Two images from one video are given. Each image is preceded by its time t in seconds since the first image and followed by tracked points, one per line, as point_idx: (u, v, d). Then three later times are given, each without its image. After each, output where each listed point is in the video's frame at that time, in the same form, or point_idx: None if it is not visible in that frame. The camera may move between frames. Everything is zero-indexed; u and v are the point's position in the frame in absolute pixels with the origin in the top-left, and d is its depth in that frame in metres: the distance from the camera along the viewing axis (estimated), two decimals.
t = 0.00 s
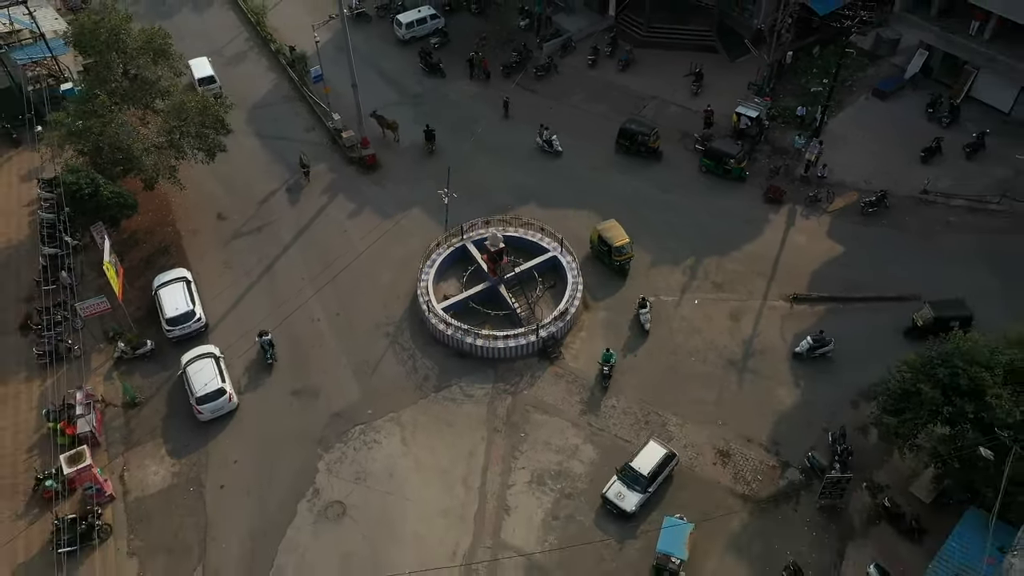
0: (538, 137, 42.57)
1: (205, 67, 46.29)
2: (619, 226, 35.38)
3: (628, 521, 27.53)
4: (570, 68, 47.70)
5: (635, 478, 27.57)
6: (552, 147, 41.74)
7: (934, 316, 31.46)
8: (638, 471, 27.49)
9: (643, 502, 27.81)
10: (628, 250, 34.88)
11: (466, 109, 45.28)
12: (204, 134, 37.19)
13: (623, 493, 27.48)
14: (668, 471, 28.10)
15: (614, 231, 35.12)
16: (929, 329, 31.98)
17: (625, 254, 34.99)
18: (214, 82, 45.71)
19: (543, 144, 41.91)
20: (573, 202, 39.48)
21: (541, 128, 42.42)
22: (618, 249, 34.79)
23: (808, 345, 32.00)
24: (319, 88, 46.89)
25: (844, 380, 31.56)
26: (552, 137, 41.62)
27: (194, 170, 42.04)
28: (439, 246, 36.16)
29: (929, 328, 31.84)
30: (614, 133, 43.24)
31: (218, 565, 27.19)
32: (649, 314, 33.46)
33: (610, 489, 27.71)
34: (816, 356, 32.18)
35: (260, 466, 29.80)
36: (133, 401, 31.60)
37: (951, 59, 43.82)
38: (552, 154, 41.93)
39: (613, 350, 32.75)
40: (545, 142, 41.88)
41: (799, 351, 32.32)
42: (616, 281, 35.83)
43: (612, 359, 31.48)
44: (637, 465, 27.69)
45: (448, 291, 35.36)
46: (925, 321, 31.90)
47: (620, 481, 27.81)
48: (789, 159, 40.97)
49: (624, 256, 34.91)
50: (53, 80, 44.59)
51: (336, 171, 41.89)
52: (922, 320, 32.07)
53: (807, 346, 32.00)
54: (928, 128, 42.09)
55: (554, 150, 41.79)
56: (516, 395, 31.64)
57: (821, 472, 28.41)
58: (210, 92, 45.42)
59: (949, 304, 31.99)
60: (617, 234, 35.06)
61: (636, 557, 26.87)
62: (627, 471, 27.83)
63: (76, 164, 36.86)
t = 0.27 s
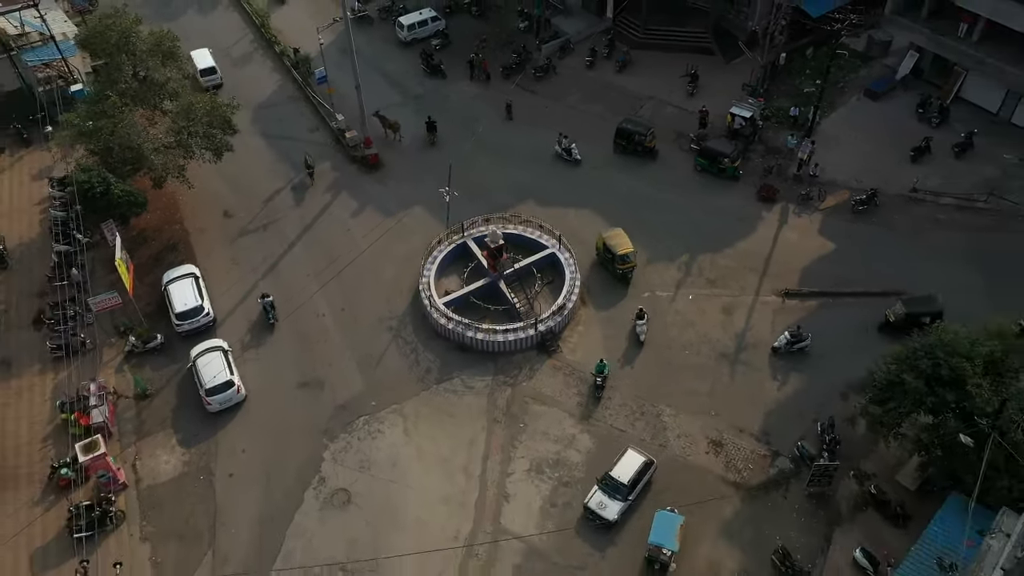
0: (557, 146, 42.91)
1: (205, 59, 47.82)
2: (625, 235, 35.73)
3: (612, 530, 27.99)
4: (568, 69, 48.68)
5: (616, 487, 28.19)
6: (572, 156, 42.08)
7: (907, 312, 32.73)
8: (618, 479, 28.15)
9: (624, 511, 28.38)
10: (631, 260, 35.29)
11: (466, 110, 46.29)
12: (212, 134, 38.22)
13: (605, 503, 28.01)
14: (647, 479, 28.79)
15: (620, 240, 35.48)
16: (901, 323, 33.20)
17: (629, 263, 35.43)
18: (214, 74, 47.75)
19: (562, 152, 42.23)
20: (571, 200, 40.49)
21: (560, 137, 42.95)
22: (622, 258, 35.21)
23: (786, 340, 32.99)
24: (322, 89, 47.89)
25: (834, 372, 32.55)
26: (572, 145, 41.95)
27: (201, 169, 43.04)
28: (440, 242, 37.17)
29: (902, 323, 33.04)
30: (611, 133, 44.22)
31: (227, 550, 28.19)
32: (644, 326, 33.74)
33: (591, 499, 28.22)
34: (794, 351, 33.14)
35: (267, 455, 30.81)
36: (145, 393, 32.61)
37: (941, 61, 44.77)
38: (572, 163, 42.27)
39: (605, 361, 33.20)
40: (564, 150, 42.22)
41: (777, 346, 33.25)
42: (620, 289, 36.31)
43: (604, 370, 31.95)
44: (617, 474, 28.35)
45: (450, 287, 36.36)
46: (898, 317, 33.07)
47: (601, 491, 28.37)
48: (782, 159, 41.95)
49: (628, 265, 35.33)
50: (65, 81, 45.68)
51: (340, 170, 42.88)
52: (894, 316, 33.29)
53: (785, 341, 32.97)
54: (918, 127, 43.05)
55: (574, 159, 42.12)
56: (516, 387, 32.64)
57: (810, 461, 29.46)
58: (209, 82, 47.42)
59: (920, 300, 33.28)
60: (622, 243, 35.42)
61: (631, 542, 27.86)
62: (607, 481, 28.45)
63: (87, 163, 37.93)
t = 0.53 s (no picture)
0: (579, 154, 43.69)
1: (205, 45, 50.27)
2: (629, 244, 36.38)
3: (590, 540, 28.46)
4: (566, 70, 49.94)
5: (594, 499, 28.65)
6: (594, 164, 42.82)
7: (874, 306, 33.95)
8: (597, 491, 28.61)
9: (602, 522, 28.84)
10: (632, 269, 35.92)
11: (467, 110, 47.56)
12: (221, 133, 39.45)
13: (583, 514, 28.40)
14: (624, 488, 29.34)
15: (623, 249, 36.18)
16: (869, 317, 34.42)
17: (630, 272, 36.05)
18: (216, 63, 49.86)
19: (585, 160, 42.95)
20: (569, 197, 41.77)
21: (582, 145, 43.67)
22: (623, 266, 35.85)
23: (761, 333, 34.25)
24: (327, 90, 49.17)
25: (821, 363, 33.82)
26: (595, 153, 42.68)
27: (209, 167, 44.31)
28: (442, 238, 38.45)
29: (869, 317, 34.27)
30: (608, 132, 45.49)
31: (238, 530, 29.43)
32: (638, 339, 34.08)
33: (570, 511, 28.56)
34: (768, 344, 34.37)
35: (276, 442, 32.08)
36: (157, 382, 33.87)
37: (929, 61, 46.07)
38: (595, 171, 42.96)
39: (596, 372, 33.63)
40: (587, 158, 42.94)
41: (753, 340, 34.49)
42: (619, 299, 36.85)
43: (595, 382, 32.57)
44: (594, 486, 28.84)
45: (451, 281, 37.62)
46: (866, 311, 34.29)
47: (579, 503, 28.74)
48: (773, 157, 43.20)
49: (629, 274, 35.96)
50: (75, 82, 46.33)
51: (344, 168, 44.15)
52: (861, 310, 34.52)
53: (760, 335, 34.20)
54: (906, 126, 44.30)
55: (597, 167, 42.85)
56: (515, 377, 33.92)
57: (797, 446, 30.72)
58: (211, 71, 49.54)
59: (887, 295, 34.57)
60: (624, 252, 36.09)
61: (625, 523, 29.13)
62: (585, 493, 28.86)
63: (101, 162, 39.20)
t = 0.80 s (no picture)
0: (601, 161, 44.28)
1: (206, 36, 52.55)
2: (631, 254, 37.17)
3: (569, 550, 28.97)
4: (564, 70, 51.24)
5: (574, 508, 29.24)
6: (617, 171, 43.51)
7: (843, 299, 35.26)
8: (576, 500, 29.21)
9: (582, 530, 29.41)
10: (631, 278, 36.74)
11: (467, 109, 48.87)
12: (229, 132, 40.74)
13: (563, 524, 28.96)
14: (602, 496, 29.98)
15: (623, 258, 36.95)
16: (838, 311, 35.67)
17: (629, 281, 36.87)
18: (215, 50, 52.30)
19: (606, 167, 43.62)
20: (566, 193, 43.08)
21: (604, 152, 44.18)
22: (622, 275, 36.65)
23: (739, 325, 35.57)
24: (331, 90, 50.47)
25: (808, 352, 35.12)
26: (617, 160, 43.43)
27: (217, 164, 45.63)
28: (443, 233, 39.76)
29: (839, 310, 35.51)
30: (604, 131, 46.79)
31: (249, 511, 30.73)
32: (630, 350, 34.64)
33: (551, 522, 29.12)
34: (746, 335, 35.66)
35: (285, 427, 33.40)
36: (170, 371, 35.19)
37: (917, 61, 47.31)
38: (616, 177, 43.63)
39: (585, 382, 34.18)
40: (608, 165, 43.62)
41: (731, 331, 35.74)
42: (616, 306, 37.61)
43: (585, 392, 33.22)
44: (574, 495, 29.45)
45: (452, 274, 38.93)
46: (836, 304, 35.52)
47: (559, 513, 29.33)
48: (765, 155, 44.51)
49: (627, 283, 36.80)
50: (87, 82, 47.58)
51: (348, 165, 45.45)
52: (831, 304, 35.78)
53: (738, 326, 35.55)
54: (894, 125, 45.58)
55: (618, 173, 43.54)
56: (513, 366, 35.23)
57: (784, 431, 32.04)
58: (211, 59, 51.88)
59: (854, 289, 35.92)
60: (624, 261, 36.87)
61: (619, 504, 30.45)
62: (565, 503, 29.45)
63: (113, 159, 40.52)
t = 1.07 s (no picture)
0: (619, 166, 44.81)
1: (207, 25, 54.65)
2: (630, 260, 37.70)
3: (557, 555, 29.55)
4: (562, 70, 52.36)
5: (558, 516, 29.68)
6: (635, 175, 44.06)
7: (818, 293, 36.29)
8: (559, 508, 29.64)
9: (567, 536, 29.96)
10: (627, 284, 37.25)
11: (467, 108, 49.99)
12: (236, 130, 41.85)
13: (548, 532, 29.48)
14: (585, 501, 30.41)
15: (621, 264, 37.55)
16: (815, 304, 36.67)
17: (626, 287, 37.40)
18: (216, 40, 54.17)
19: (625, 171, 44.18)
20: (564, 190, 44.21)
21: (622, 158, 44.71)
22: (618, 280, 37.24)
23: (721, 318, 36.69)
24: (334, 89, 51.60)
25: (798, 343, 36.24)
26: (635, 165, 44.00)
27: (223, 161, 46.76)
28: (444, 228, 40.88)
29: (816, 303, 36.50)
30: (601, 129, 47.91)
31: (257, 495, 31.86)
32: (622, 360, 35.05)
33: (536, 531, 29.61)
34: (729, 328, 36.79)
35: (291, 415, 34.54)
36: (179, 361, 36.33)
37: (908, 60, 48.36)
38: (634, 181, 44.19)
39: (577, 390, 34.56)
40: (627, 169, 44.17)
41: (714, 323, 36.89)
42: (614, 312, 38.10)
43: (575, 400, 33.54)
44: (557, 503, 29.84)
45: (453, 268, 40.06)
46: (811, 299, 36.52)
47: (544, 521, 29.82)
48: (758, 152, 45.63)
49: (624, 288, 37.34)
50: (96, 82, 49.42)
51: (351, 162, 46.56)
52: (808, 298, 36.79)
53: (721, 319, 36.65)
54: (884, 123, 46.68)
55: (637, 178, 44.09)
56: (513, 356, 36.36)
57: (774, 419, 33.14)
58: (210, 48, 53.86)
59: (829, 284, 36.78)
60: (621, 267, 37.47)
61: (614, 489, 31.59)
62: (549, 511, 29.89)
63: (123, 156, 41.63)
